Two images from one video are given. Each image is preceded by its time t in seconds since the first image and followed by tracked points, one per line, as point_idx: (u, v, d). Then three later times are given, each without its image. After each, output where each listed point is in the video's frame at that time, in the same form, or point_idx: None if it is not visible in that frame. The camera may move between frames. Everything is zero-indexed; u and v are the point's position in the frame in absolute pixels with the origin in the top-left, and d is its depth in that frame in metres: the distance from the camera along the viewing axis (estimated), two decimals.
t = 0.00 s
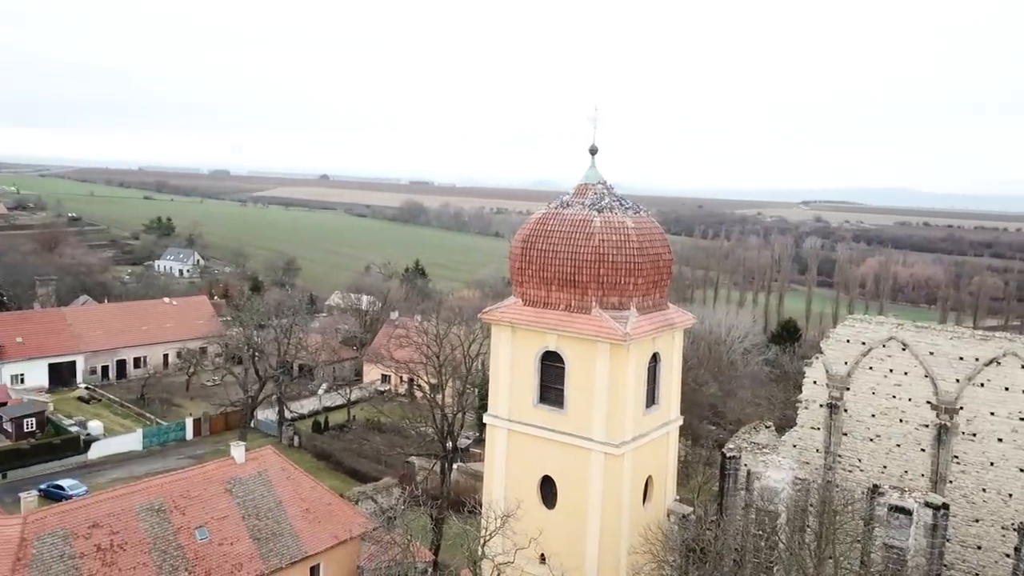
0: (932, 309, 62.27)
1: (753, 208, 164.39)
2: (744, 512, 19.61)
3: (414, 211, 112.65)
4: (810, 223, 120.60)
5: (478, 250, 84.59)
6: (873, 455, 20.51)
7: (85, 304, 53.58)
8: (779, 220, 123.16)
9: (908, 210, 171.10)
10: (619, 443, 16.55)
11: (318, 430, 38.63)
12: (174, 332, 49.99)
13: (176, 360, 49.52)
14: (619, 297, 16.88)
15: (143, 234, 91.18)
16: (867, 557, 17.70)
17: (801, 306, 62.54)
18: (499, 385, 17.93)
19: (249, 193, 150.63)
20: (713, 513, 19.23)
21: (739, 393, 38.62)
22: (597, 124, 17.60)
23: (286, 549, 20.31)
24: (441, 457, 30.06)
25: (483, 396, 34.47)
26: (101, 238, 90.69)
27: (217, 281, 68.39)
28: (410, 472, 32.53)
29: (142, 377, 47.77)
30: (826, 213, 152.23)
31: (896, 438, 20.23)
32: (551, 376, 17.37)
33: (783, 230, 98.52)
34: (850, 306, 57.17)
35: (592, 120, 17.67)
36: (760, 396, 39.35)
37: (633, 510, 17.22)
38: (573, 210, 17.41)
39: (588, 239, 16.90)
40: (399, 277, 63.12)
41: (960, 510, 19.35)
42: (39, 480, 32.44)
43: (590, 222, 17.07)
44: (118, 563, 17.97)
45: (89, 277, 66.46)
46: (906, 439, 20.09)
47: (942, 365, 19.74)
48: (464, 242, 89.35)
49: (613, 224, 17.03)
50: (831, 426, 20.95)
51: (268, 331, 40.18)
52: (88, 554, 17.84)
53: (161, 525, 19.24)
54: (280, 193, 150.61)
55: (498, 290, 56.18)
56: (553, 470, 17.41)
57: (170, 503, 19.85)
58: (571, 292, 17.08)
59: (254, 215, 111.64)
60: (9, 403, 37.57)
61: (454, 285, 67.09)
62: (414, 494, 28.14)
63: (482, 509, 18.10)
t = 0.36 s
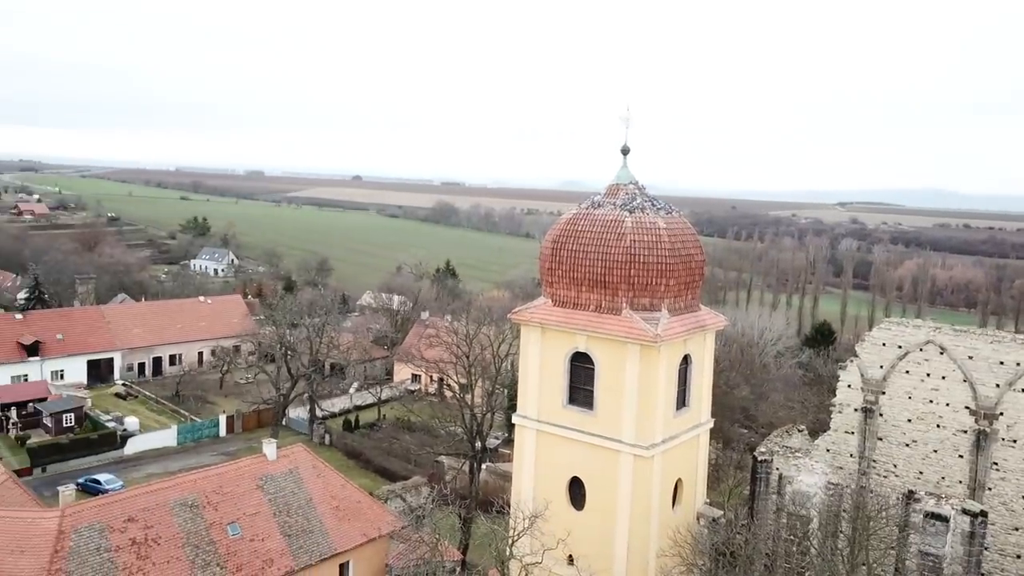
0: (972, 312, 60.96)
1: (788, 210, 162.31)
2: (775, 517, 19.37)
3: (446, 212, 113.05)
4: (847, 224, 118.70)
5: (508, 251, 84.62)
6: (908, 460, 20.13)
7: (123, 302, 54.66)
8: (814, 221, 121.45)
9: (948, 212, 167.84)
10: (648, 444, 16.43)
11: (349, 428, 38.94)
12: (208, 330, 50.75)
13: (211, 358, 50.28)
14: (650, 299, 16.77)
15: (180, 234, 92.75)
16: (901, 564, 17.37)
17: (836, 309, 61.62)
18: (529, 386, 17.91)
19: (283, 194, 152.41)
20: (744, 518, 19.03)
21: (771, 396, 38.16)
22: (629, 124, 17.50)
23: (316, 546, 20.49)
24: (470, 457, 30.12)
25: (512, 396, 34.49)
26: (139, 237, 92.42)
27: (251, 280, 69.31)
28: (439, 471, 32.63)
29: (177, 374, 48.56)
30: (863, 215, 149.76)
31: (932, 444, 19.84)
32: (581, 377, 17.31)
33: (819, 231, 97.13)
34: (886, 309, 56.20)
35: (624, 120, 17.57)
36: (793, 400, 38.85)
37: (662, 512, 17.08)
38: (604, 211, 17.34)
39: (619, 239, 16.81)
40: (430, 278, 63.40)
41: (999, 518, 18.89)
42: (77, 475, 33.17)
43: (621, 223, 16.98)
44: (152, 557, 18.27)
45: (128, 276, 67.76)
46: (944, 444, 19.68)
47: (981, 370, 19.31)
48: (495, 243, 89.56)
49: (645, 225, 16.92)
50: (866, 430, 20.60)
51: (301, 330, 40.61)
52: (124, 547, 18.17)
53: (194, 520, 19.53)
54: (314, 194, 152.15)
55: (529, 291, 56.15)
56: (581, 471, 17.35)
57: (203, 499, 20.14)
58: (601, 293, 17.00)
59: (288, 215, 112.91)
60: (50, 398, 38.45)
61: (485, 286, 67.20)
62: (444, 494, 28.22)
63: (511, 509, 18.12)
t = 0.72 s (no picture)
0: (986, 313, 60.57)
1: (799, 210, 161.78)
2: (786, 519, 19.29)
3: (456, 213, 113.33)
4: (859, 224, 118.13)
5: (518, 251, 84.70)
6: (921, 462, 19.99)
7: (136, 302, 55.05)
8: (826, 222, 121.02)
9: (961, 212, 166.94)
10: (658, 445, 16.39)
11: (359, 428, 39.07)
12: (220, 330, 51.02)
13: (222, 358, 50.53)
14: (661, 299, 16.73)
15: (192, 235, 93.29)
16: (914, 567, 17.25)
17: (848, 309, 61.36)
18: (539, 386, 17.91)
19: (295, 195, 153.09)
20: (754, 519, 18.95)
21: (783, 397, 38.02)
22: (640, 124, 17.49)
23: (327, 546, 20.56)
24: (479, 458, 30.12)
25: (522, 397, 34.50)
26: (152, 238, 93.08)
27: (263, 280, 69.68)
28: (448, 471, 32.69)
29: (189, 374, 48.81)
30: (875, 215, 149.05)
31: (945, 446, 19.70)
32: (590, 377, 17.29)
33: (831, 232, 96.73)
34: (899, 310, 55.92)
35: (635, 121, 17.55)
36: (804, 401, 38.69)
37: (672, 513, 17.03)
38: (615, 211, 17.32)
39: (630, 239, 16.79)
40: (441, 279, 63.51)
41: (1012, 521, 18.73)
42: (90, 474, 33.40)
43: (631, 223, 16.95)
44: (163, 556, 18.37)
45: (140, 277, 68.23)
46: (957, 446, 19.54)
47: (995, 371, 19.17)
48: (505, 243, 89.67)
49: (655, 225, 16.90)
50: (878, 432, 20.48)
51: (311, 330, 40.76)
52: (135, 547, 18.27)
53: (205, 520, 19.63)
54: (325, 194, 152.78)
55: (539, 291, 56.16)
56: (591, 472, 17.32)
57: (214, 498, 20.23)
58: (611, 293, 16.97)
59: (299, 216, 113.37)
60: (63, 398, 38.71)
61: (495, 286, 67.28)
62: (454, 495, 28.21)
63: (520, 510, 18.11)
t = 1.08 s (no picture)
0: (996, 313, 60.32)
1: (808, 211, 161.50)
2: (795, 522, 19.25)
3: (464, 214, 113.48)
4: (869, 225, 117.77)
5: (526, 251, 84.86)
6: (930, 464, 19.91)
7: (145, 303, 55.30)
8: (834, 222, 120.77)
9: (971, 212, 166.24)
10: (666, 447, 16.36)
11: (367, 429, 39.14)
12: (228, 331, 51.21)
13: (231, 359, 50.73)
14: (669, 300, 16.71)
15: (201, 236, 93.74)
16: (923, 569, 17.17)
17: (858, 310, 61.21)
18: (546, 387, 17.91)
19: (303, 196, 153.56)
20: (763, 521, 18.93)
21: (791, 398, 37.91)
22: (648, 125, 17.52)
23: (334, 547, 20.62)
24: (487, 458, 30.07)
25: (529, 398, 34.54)
26: (161, 238, 93.58)
27: (271, 281, 69.91)
28: (456, 472, 32.72)
29: (197, 374, 48.95)
30: (885, 216, 148.57)
31: (954, 448, 19.61)
32: (598, 378, 17.27)
33: (840, 232, 96.46)
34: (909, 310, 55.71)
35: (643, 122, 17.57)
36: (813, 402, 38.56)
37: (680, 514, 17.00)
38: (623, 212, 17.30)
39: (638, 240, 16.77)
40: (449, 280, 63.53)
41: None
42: (100, 474, 33.59)
43: (639, 224, 16.94)
44: (172, 556, 18.45)
45: (150, 277, 68.58)
46: (966, 448, 19.46)
47: (1006, 372, 19.03)
48: (513, 244, 89.77)
49: (663, 226, 16.87)
50: (887, 433, 20.41)
51: (320, 330, 40.89)
52: (144, 547, 18.36)
53: (213, 520, 19.70)
54: (333, 195, 153.21)
55: (547, 291, 56.19)
56: (599, 473, 17.31)
57: (223, 499, 20.30)
58: (618, 294, 16.95)
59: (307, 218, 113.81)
60: (73, 398, 38.94)
61: (503, 287, 67.36)
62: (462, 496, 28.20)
63: (528, 510, 18.13)
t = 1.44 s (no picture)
0: (997, 313, 60.32)
1: (809, 211, 161.54)
2: (796, 523, 19.26)
3: (464, 215, 113.47)
4: (870, 224, 117.72)
5: (527, 252, 84.95)
6: (931, 464, 19.91)
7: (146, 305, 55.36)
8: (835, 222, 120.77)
9: (972, 212, 166.20)
10: (666, 447, 16.37)
11: (367, 430, 39.14)
12: (229, 332, 51.21)
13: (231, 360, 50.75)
14: (669, 301, 16.72)
15: (201, 237, 93.83)
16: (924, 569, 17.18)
17: (859, 310, 61.22)
18: (546, 388, 17.92)
19: (304, 197, 153.65)
20: (764, 522, 18.93)
21: (792, 399, 37.90)
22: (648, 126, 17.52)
23: (335, 548, 20.63)
24: (488, 459, 30.09)
25: (530, 399, 34.57)
26: (162, 240, 93.66)
27: (272, 282, 69.97)
28: (456, 473, 32.73)
29: (198, 376, 48.99)
30: (886, 216, 148.55)
31: (955, 448, 19.61)
32: (598, 379, 17.28)
33: (840, 232, 96.48)
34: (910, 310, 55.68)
35: (643, 123, 17.57)
36: (814, 402, 38.56)
37: (680, 515, 17.00)
38: (623, 213, 17.31)
39: (638, 241, 16.78)
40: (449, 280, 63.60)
41: None
42: (100, 476, 33.62)
43: (639, 226, 16.94)
44: (173, 558, 18.47)
45: (150, 279, 68.65)
46: (967, 448, 19.46)
47: (1006, 373, 19.02)
48: (514, 245, 89.80)
49: (663, 227, 16.87)
50: (887, 434, 20.40)
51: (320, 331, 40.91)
52: (145, 548, 18.37)
53: (214, 521, 19.71)
54: (334, 196, 153.28)
55: (548, 292, 56.20)
56: (599, 474, 17.32)
57: (223, 500, 20.31)
58: (619, 295, 16.96)
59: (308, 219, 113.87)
60: (74, 400, 38.98)
61: (504, 287, 67.36)
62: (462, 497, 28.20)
63: (529, 512, 18.15)
